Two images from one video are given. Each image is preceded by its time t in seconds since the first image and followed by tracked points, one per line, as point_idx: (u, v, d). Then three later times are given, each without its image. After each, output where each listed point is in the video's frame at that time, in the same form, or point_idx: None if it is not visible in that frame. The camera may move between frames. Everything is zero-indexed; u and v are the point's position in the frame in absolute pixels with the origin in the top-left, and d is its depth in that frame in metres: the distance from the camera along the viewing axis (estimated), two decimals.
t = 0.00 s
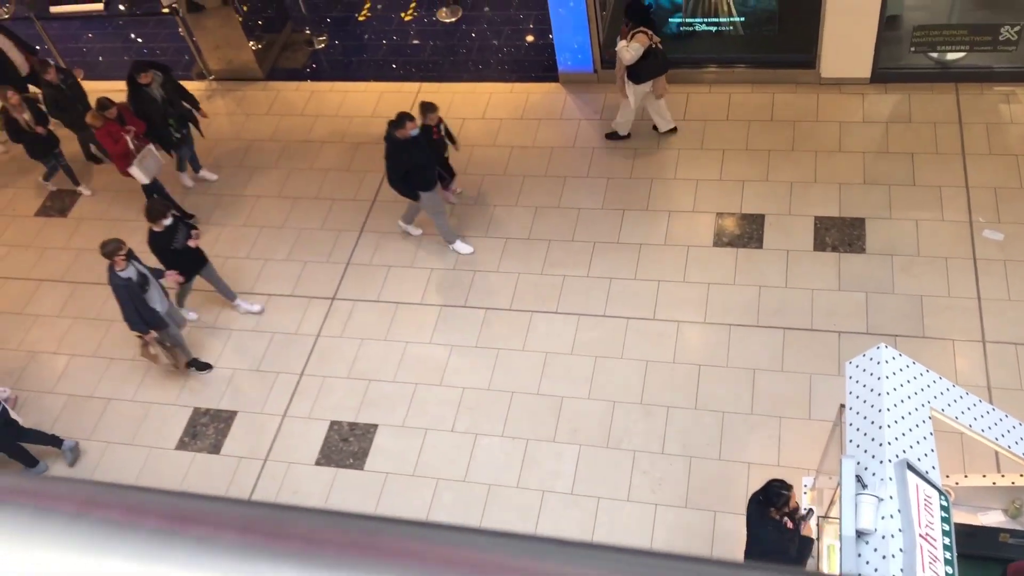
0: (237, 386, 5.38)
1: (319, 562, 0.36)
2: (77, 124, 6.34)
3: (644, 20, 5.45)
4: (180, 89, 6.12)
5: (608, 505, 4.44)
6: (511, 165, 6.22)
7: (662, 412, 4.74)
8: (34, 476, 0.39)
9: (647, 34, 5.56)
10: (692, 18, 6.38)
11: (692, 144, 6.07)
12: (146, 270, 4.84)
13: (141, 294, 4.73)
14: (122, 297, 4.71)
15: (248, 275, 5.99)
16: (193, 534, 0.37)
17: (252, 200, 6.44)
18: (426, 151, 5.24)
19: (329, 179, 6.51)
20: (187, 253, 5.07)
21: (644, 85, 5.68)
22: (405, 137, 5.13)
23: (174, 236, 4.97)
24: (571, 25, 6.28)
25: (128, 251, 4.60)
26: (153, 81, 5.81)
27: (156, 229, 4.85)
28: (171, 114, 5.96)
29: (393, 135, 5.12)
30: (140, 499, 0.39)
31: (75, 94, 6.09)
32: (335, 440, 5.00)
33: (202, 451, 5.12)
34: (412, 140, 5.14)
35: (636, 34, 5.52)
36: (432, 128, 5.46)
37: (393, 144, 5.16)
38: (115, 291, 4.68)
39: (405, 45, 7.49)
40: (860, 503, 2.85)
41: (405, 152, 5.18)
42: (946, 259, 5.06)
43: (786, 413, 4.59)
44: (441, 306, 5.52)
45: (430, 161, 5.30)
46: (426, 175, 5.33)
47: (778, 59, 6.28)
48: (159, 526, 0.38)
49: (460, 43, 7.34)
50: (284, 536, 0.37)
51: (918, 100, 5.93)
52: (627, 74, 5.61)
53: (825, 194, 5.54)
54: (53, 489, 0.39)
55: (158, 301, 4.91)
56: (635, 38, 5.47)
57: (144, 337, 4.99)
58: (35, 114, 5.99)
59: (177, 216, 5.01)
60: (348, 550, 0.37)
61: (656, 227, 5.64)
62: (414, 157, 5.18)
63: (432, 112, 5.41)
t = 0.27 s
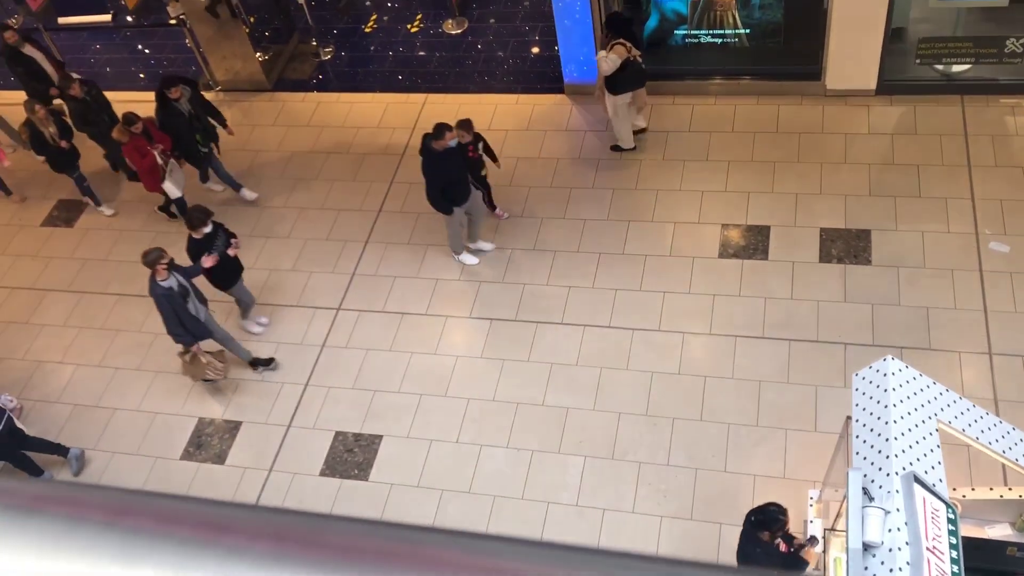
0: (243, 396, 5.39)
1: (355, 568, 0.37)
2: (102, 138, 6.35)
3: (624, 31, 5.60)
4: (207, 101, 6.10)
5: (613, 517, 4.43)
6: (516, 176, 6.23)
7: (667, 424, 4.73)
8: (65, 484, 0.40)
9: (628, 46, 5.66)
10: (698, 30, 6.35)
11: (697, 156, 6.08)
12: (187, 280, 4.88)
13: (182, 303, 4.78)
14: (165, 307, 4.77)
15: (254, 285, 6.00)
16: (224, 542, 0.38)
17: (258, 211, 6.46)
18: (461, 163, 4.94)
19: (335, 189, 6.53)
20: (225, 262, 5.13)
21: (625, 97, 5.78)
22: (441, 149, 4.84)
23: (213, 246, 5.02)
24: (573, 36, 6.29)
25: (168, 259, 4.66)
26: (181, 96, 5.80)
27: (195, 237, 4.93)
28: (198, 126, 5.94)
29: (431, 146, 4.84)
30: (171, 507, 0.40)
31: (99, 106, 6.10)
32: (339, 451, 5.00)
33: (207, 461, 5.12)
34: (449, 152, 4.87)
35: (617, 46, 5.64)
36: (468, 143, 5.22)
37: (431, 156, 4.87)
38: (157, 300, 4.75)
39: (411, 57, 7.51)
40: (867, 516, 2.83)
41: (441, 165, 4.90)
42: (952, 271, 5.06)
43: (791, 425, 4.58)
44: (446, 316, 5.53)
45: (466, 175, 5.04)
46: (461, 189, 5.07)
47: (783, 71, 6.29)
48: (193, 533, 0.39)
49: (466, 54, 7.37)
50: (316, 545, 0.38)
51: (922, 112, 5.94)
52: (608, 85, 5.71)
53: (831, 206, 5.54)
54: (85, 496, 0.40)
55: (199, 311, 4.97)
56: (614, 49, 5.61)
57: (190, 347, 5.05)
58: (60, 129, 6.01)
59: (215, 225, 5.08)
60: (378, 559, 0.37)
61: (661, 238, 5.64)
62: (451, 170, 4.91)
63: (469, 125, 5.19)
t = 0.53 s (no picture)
0: (239, 409, 5.38)
1: None
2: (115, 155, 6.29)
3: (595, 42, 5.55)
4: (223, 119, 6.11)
5: (612, 528, 4.42)
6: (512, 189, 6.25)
7: (665, 435, 4.73)
8: (69, 502, 0.41)
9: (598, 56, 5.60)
10: (692, 43, 6.37)
11: (692, 167, 6.10)
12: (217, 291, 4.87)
13: (213, 314, 4.77)
14: (195, 316, 4.76)
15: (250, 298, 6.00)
16: (226, 557, 0.39)
17: (254, 224, 6.47)
18: (490, 178, 4.99)
19: (331, 202, 6.54)
20: (259, 282, 4.94)
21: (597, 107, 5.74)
22: (472, 163, 4.88)
23: (245, 264, 4.85)
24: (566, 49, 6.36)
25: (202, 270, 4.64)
26: (197, 112, 5.74)
27: (227, 256, 4.74)
28: (216, 142, 5.96)
29: (461, 160, 4.87)
30: (172, 525, 0.41)
31: (113, 124, 6.09)
32: (336, 465, 4.98)
33: (204, 475, 5.10)
34: (480, 165, 4.89)
35: (587, 56, 5.57)
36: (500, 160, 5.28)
37: (460, 169, 4.89)
38: (188, 309, 4.74)
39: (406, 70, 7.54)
40: (865, 526, 2.83)
41: (470, 179, 4.92)
42: (947, 280, 5.07)
43: (788, 435, 4.58)
44: (443, 329, 5.53)
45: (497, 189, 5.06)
46: (492, 203, 5.08)
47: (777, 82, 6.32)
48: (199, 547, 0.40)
49: (461, 67, 7.40)
50: (317, 560, 0.39)
51: (915, 123, 5.97)
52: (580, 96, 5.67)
53: (825, 216, 5.56)
54: (89, 515, 0.41)
55: (226, 322, 4.97)
56: (585, 61, 5.54)
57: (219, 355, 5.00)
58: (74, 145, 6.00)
59: (249, 244, 4.88)
60: None
61: (657, 249, 5.65)
62: (480, 185, 4.95)
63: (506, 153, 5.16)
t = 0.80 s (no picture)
0: (221, 429, 5.33)
1: None
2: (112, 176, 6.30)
3: (550, 50, 5.67)
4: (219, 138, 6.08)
5: (598, 539, 4.41)
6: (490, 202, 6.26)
7: (648, 444, 4.74)
8: (65, 537, 0.48)
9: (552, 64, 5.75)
10: (665, 54, 6.54)
11: (668, 177, 6.14)
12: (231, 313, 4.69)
13: (234, 338, 4.57)
14: (215, 342, 4.54)
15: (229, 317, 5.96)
16: None
17: (232, 243, 6.44)
18: (500, 192, 4.92)
19: (309, 219, 6.52)
20: (270, 300, 4.88)
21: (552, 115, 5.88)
22: (481, 176, 4.81)
23: (258, 283, 4.78)
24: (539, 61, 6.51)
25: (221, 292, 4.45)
26: (195, 131, 5.69)
27: (241, 275, 4.66)
28: (214, 161, 5.90)
29: (471, 173, 4.81)
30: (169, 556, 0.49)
31: (109, 145, 6.08)
32: (320, 483, 4.95)
33: (186, 497, 5.05)
34: (490, 179, 4.83)
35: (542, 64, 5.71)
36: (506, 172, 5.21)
37: (471, 183, 4.84)
38: (207, 335, 4.51)
39: (382, 86, 7.55)
40: (848, 531, 2.85)
41: (481, 192, 4.87)
42: (923, 283, 5.13)
43: (770, 441, 4.61)
44: (424, 344, 5.52)
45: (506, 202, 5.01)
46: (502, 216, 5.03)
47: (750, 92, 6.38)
48: None
49: (437, 82, 7.42)
50: None
51: (887, 129, 6.05)
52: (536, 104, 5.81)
53: (801, 223, 5.61)
54: (76, 549, 0.48)
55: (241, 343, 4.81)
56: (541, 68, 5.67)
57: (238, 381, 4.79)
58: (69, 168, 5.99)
59: (260, 262, 4.82)
60: None
61: (636, 260, 5.67)
62: (490, 198, 4.88)
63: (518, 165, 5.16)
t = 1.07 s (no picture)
0: (178, 459, 5.23)
1: None
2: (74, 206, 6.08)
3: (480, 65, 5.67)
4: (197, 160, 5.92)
5: (566, 550, 4.40)
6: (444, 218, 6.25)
7: (610, 453, 4.75)
8: None
9: (483, 79, 5.72)
10: (611, 64, 6.61)
11: (619, 186, 6.18)
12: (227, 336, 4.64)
13: (229, 361, 4.54)
14: (210, 366, 4.50)
15: (182, 345, 5.86)
16: None
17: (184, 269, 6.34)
18: (487, 209, 4.92)
19: (261, 242, 6.45)
20: (265, 323, 4.85)
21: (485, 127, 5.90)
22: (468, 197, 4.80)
23: (251, 306, 4.75)
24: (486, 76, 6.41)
25: (214, 315, 4.41)
26: (168, 154, 5.55)
27: (234, 298, 4.64)
28: (190, 184, 5.74)
29: (455, 194, 4.81)
30: None
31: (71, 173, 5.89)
32: (282, 509, 4.88)
33: (145, 530, 4.95)
34: (476, 200, 4.83)
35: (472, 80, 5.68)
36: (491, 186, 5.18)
37: (456, 203, 4.83)
38: (202, 359, 4.48)
39: (329, 105, 7.50)
40: (811, 529, 2.88)
41: (466, 212, 4.86)
42: (873, 282, 5.22)
43: (731, 444, 4.65)
44: (383, 363, 5.48)
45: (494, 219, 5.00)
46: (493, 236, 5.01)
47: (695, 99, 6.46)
48: None
49: (385, 99, 7.40)
50: None
51: (830, 131, 6.16)
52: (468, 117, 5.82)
53: (751, 227, 5.68)
54: None
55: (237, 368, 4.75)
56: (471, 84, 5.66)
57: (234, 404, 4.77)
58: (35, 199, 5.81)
59: (253, 285, 4.80)
60: None
61: (592, 269, 5.70)
62: (478, 218, 4.87)
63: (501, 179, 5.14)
